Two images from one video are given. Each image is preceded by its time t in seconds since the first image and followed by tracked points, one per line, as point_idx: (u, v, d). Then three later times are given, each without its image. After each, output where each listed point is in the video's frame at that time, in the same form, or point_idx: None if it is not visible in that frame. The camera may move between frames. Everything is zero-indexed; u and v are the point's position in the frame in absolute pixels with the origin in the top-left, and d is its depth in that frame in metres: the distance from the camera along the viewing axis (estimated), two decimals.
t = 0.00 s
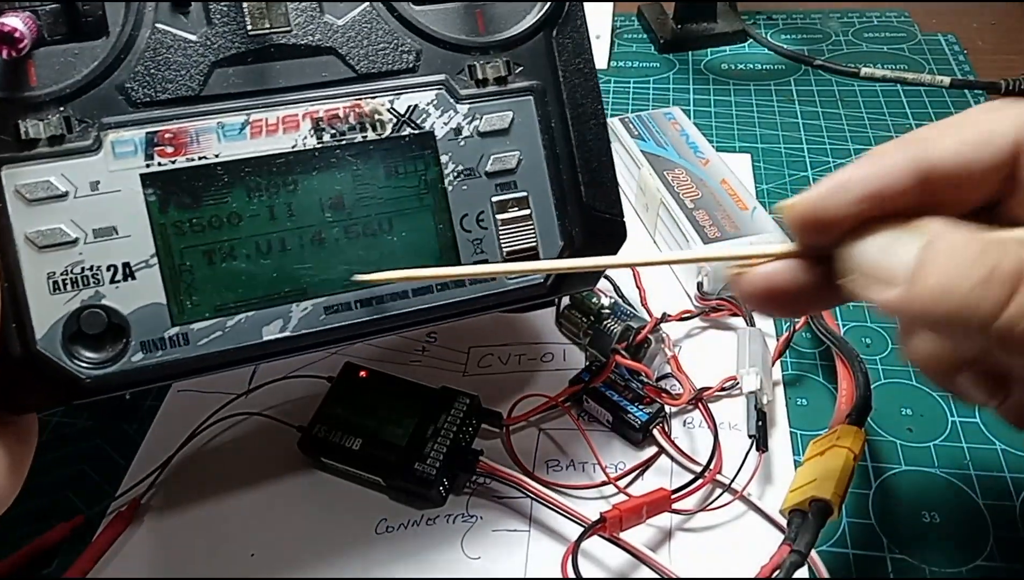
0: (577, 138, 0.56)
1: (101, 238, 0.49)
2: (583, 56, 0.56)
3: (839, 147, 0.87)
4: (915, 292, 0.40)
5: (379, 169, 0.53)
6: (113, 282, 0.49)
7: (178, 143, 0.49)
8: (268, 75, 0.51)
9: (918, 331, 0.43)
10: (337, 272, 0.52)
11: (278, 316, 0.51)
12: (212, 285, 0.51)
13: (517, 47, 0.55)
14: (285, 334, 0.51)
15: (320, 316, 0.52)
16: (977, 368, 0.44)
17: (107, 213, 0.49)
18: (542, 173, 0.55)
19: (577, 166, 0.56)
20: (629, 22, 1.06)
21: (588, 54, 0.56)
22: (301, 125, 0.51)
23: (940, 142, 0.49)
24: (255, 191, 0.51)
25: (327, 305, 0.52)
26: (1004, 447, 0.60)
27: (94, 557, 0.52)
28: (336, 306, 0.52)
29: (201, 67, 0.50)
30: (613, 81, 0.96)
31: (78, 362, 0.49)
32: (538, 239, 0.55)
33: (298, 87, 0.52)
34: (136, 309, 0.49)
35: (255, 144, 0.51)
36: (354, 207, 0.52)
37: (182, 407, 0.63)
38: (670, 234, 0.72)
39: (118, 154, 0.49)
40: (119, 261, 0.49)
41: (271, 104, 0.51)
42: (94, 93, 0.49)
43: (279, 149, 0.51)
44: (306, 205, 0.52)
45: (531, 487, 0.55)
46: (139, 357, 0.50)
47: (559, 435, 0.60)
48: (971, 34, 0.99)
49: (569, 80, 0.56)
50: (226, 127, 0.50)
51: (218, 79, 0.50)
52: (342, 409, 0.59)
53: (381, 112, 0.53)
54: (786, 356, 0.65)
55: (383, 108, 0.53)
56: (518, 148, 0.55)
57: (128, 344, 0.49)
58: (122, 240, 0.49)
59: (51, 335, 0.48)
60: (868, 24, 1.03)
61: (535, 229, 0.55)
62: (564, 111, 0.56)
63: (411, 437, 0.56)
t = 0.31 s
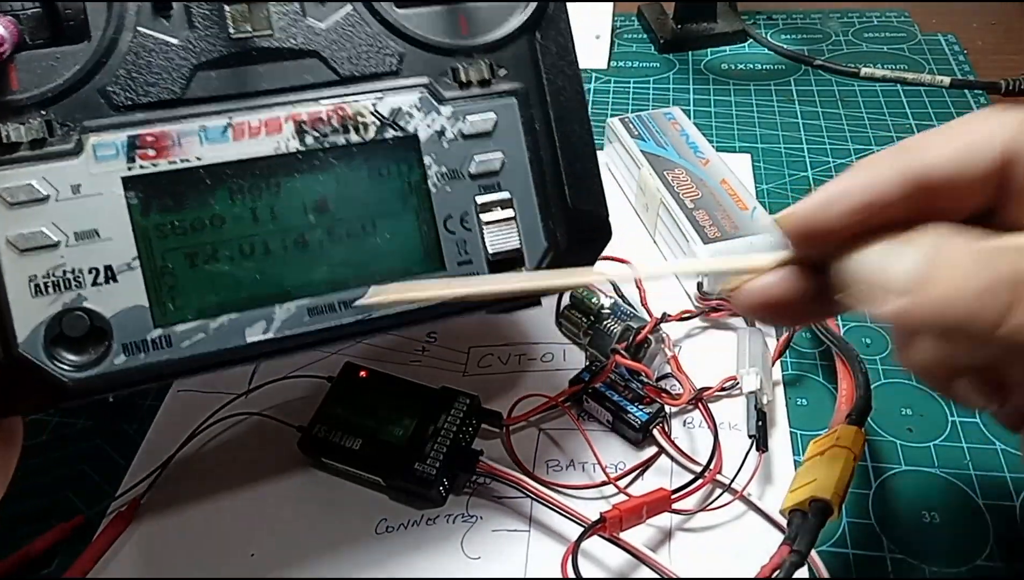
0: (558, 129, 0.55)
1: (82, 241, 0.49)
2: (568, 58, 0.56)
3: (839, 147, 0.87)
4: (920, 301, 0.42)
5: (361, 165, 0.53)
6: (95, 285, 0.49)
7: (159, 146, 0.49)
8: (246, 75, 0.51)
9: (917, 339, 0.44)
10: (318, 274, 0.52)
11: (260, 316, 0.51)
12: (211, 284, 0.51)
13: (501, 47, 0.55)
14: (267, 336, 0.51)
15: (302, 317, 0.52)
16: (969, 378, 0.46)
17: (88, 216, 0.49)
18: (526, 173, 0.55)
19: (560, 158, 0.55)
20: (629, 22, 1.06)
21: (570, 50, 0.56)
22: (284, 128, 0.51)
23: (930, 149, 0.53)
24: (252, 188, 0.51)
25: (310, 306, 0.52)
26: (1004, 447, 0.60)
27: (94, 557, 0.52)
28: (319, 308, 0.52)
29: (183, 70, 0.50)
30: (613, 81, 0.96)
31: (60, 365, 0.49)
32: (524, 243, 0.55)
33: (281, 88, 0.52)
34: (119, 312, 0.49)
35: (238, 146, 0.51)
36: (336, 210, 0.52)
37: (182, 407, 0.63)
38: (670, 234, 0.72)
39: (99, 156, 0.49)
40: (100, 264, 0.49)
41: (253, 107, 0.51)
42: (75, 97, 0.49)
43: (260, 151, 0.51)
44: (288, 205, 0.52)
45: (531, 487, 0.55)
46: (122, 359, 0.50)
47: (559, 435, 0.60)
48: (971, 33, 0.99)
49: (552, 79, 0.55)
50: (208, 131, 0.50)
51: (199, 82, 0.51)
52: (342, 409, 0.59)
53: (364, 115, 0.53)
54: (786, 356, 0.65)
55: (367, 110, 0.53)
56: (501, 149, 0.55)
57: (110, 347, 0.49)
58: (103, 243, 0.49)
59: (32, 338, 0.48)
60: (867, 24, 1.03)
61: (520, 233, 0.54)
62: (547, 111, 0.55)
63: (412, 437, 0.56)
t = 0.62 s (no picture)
0: (563, 125, 0.55)
1: (82, 235, 0.49)
2: (568, 44, 0.56)
3: (838, 147, 0.87)
4: (938, 279, 0.39)
5: (360, 153, 0.53)
6: (95, 278, 0.49)
7: (157, 138, 0.50)
8: (242, 66, 0.52)
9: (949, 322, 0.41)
10: (320, 265, 0.52)
11: (262, 310, 0.51)
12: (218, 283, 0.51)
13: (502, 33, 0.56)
14: (269, 329, 0.51)
15: (303, 309, 0.51)
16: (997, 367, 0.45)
17: (88, 208, 0.49)
18: (527, 164, 0.55)
19: (564, 154, 0.55)
20: (629, 22, 1.06)
21: (573, 42, 0.56)
22: (281, 118, 0.52)
23: (947, 135, 0.50)
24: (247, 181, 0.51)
25: (312, 298, 0.52)
26: (1005, 447, 0.60)
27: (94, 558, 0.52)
28: (321, 299, 0.52)
29: (178, 62, 0.51)
30: (613, 81, 0.96)
31: (60, 360, 0.49)
32: (526, 226, 0.54)
33: (281, 78, 0.53)
34: (119, 306, 0.49)
35: (235, 138, 0.51)
36: (337, 200, 0.52)
37: (182, 407, 0.63)
38: (670, 235, 0.72)
39: (98, 150, 0.49)
40: (99, 258, 0.49)
41: (250, 97, 0.52)
42: (73, 91, 0.50)
43: (260, 143, 0.51)
44: (290, 195, 0.52)
45: (531, 487, 0.55)
46: (122, 354, 0.49)
47: (559, 435, 0.60)
48: (971, 33, 0.99)
49: (553, 66, 0.56)
50: (206, 122, 0.51)
51: (195, 73, 0.52)
52: (342, 409, 0.59)
53: (361, 103, 0.53)
54: (786, 356, 0.65)
55: (364, 99, 0.53)
56: (501, 136, 0.55)
57: (111, 341, 0.49)
58: (103, 236, 0.49)
59: (33, 333, 0.48)
60: (868, 25, 1.03)
61: (523, 218, 0.55)
62: (548, 98, 0.55)
63: (412, 437, 0.56)
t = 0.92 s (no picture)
0: (563, 142, 0.56)
1: (97, 248, 0.49)
2: (569, 62, 0.56)
3: (838, 147, 0.87)
4: (986, 270, 0.39)
5: (367, 172, 0.53)
6: (110, 290, 0.49)
7: (171, 154, 0.50)
8: (254, 85, 0.51)
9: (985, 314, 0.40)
10: (327, 277, 0.52)
11: (271, 321, 0.51)
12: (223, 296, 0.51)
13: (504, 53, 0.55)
14: (277, 339, 0.51)
15: (311, 320, 0.52)
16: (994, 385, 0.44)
17: (103, 222, 0.49)
18: (529, 179, 0.55)
19: (564, 169, 0.55)
20: (629, 22, 1.06)
21: (573, 61, 0.56)
22: (291, 135, 0.51)
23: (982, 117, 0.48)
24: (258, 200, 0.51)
25: (319, 310, 0.52)
26: (1004, 447, 0.60)
27: (93, 558, 0.52)
28: (328, 311, 0.52)
29: (193, 80, 0.50)
30: (613, 82, 0.96)
31: (75, 369, 0.49)
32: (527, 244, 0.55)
33: (287, 96, 0.52)
34: (133, 316, 0.49)
35: (246, 153, 0.51)
36: (343, 213, 0.52)
37: (182, 407, 0.63)
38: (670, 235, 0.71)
39: (113, 165, 0.49)
40: (115, 270, 0.49)
41: (260, 115, 0.51)
42: (89, 108, 0.49)
43: (271, 158, 0.51)
44: (298, 211, 0.52)
45: (532, 487, 0.55)
46: (136, 363, 0.49)
47: (559, 435, 0.60)
48: (971, 33, 0.99)
49: (555, 85, 0.56)
50: (218, 139, 0.50)
51: (209, 92, 0.51)
52: (343, 409, 0.59)
53: (369, 120, 0.53)
54: (786, 356, 0.65)
55: (372, 116, 0.53)
56: (504, 151, 0.55)
57: (125, 351, 0.49)
58: (118, 249, 0.49)
59: (49, 344, 0.48)
60: (867, 25, 1.03)
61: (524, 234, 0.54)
62: (550, 115, 0.55)
63: (412, 437, 0.56)
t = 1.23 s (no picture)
0: (524, 123, 0.55)
1: (49, 232, 0.50)
2: (529, 39, 0.55)
3: (839, 147, 0.87)
4: None
5: (325, 153, 0.52)
6: (62, 274, 0.50)
7: (123, 137, 0.49)
8: (204, 67, 0.50)
9: None
10: (284, 259, 0.53)
11: (228, 303, 0.52)
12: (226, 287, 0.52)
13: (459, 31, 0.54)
14: (235, 321, 0.52)
15: (269, 302, 0.53)
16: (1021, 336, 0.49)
17: (55, 207, 0.49)
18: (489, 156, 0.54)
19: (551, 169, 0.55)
20: (629, 22, 1.06)
21: (533, 37, 0.55)
22: (245, 116, 0.51)
23: None
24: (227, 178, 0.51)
25: (278, 291, 0.53)
26: (1004, 447, 0.60)
27: (94, 557, 0.52)
28: (286, 291, 0.53)
29: (144, 63, 0.49)
30: (613, 82, 0.97)
31: (28, 352, 0.50)
32: (489, 221, 0.55)
33: (239, 77, 0.51)
34: (86, 300, 0.51)
35: (200, 135, 0.50)
36: (300, 193, 0.52)
37: (182, 407, 0.63)
38: (669, 235, 0.71)
39: (64, 149, 0.49)
40: (67, 254, 0.50)
41: (214, 96, 0.51)
42: (40, 92, 0.48)
43: (222, 140, 0.51)
44: (254, 194, 0.52)
45: (531, 487, 0.55)
46: (90, 347, 0.51)
47: (560, 435, 0.60)
48: (971, 34, 0.99)
49: (514, 63, 0.54)
50: (171, 121, 0.50)
51: (160, 74, 0.50)
52: (343, 409, 0.59)
53: (324, 100, 0.52)
54: (786, 356, 0.65)
55: (327, 96, 0.52)
56: (462, 131, 0.54)
57: (80, 335, 0.51)
58: (70, 233, 0.50)
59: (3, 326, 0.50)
60: (867, 25, 1.03)
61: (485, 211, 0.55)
62: (511, 93, 0.54)
63: (412, 437, 0.57)
